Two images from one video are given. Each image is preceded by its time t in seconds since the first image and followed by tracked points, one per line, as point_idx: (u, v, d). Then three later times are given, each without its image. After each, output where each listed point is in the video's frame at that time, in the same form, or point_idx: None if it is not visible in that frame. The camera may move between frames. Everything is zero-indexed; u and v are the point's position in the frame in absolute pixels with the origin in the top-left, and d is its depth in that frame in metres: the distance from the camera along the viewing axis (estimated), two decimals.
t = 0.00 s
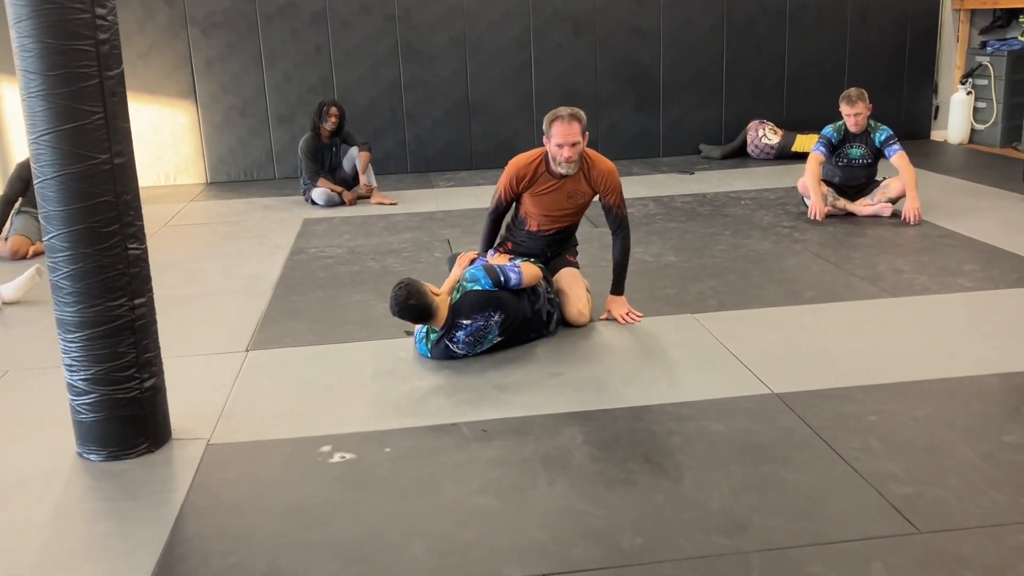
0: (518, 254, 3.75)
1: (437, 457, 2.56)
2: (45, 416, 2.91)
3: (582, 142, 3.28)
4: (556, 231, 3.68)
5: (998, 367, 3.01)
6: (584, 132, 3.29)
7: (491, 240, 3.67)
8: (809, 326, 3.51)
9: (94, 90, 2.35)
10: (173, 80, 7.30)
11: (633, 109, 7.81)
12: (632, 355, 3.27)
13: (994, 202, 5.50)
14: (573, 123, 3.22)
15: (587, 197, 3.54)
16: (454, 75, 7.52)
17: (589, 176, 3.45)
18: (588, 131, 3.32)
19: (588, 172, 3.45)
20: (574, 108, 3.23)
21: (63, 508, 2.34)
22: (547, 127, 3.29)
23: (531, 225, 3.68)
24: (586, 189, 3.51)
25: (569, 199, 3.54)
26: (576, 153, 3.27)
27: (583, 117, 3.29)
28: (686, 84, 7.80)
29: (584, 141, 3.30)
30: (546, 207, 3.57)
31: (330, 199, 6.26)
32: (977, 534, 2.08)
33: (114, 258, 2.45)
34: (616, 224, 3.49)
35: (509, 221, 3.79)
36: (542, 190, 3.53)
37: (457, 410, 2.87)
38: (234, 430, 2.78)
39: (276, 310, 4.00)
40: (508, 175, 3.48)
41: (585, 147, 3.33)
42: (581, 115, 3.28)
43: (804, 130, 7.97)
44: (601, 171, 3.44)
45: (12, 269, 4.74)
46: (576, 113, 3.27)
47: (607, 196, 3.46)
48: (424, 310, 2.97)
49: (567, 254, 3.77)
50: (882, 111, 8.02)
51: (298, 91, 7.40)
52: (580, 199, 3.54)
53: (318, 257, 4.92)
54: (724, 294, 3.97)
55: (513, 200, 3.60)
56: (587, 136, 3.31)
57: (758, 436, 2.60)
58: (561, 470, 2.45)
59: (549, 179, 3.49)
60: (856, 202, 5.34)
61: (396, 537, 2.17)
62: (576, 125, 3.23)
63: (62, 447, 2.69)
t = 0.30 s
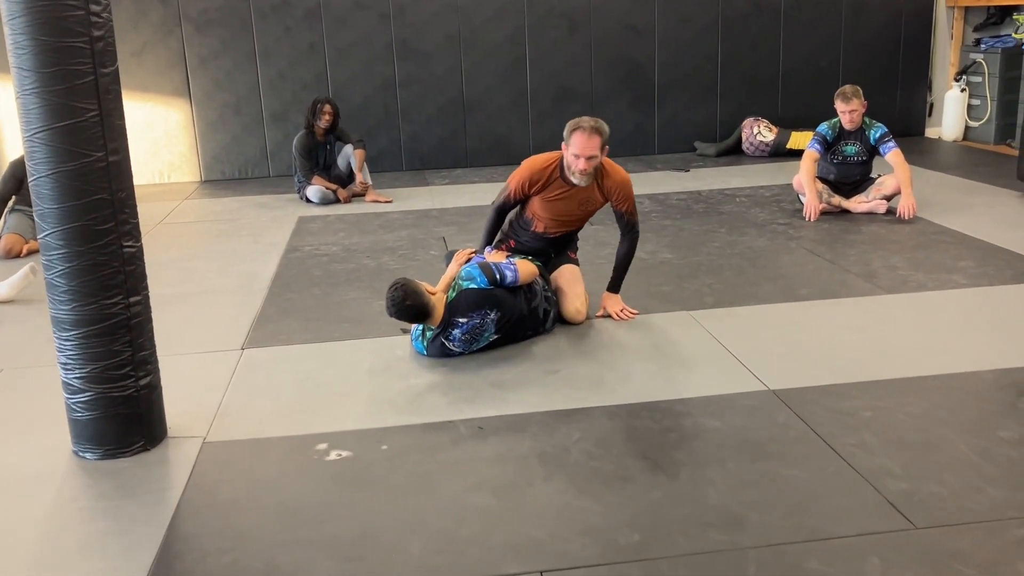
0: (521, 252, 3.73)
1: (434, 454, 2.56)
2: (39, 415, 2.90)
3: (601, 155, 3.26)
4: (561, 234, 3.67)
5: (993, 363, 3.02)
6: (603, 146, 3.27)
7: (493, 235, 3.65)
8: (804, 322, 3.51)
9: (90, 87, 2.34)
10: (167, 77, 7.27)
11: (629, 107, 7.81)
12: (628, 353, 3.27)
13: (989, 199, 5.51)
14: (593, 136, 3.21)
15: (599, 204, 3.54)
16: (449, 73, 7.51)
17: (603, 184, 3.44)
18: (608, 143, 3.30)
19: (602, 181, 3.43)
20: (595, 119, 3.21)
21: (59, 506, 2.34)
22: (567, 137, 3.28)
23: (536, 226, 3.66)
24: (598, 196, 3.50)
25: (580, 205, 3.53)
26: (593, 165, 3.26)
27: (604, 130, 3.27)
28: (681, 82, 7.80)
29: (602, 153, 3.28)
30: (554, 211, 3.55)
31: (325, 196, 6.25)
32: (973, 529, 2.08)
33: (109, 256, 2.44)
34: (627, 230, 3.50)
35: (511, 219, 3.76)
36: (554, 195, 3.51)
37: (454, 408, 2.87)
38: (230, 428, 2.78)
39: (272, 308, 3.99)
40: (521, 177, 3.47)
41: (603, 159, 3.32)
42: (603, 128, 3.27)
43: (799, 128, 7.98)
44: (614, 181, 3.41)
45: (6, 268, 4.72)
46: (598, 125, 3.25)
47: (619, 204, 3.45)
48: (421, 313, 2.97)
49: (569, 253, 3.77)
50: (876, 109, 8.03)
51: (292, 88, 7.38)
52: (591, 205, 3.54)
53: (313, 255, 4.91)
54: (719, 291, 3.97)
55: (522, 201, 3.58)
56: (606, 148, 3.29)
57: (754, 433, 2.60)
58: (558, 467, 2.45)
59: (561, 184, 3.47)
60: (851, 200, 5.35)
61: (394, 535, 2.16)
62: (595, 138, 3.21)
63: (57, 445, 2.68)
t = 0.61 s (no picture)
0: (528, 239, 3.72)
1: (432, 452, 2.56)
2: (35, 413, 2.90)
3: (627, 156, 3.24)
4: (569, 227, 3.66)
5: (989, 360, 3.03)
6: (631, 148, 3.24)
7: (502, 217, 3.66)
8: (800, 320, 3.52)
9: (86, 85, 2.34)
10: (162, 76, 7.26)
11: (624, 105, 7.81)
12: (625, 351, 3.27)
13: (983, 197, 5.53)
14: (623, 136, 3.17)
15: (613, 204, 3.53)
16: (444, 71, 7.51)
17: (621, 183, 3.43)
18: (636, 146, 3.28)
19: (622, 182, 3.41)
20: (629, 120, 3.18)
21: (57, 505, 2.33)
22: (597, 129, 3.24)
23: (545, 215, 3.63)
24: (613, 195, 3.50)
25: (593, 201, 3.52)
26: (615, 164, 3.24)
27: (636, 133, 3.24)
28: (676, 80, 7.81)
29: (628, 155, 3.25)
30: (566, 199, 3.53)
31: (321, 195, 6.23)
32: (970, 525, 2.09)
33: (106, 254, 2.44)
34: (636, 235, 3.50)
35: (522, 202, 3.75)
36: (570, 186, 3.49)
37: (452, 406, 2.87)
38: (227, 427, 2.78)
39: (268, 306, 3.99)
40: (540, 159, 3.46)
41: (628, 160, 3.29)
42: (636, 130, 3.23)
43: (794, 126, 8.00)
44: (634, 183, 3.40)
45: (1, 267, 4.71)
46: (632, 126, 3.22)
47: (633, 209, 3.44)
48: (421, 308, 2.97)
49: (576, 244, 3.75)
50: (871, 107, 8.05)
51: (287, 86, 7.36)
52: (604, 203, 3.52)
53: (309, 254, 4.90)
54: (716, 289, 3.97)
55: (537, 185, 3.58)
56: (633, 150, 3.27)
57: (751, 430, 2.61)
58: (555, 465, 2.46)
59: (579, 176, 3.46)
60: (846, 198, 5.36)
61: (391, 532, 2.17)
62: (625, 139, 3.18)
63: (55, 443, 2.68)
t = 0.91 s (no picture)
0: (539, 225, 3.73)
1: (434, 452, 2.56)
2: (34, 413, 2.89)
3: (607, 141, 3.14)
4: (579, 215, 3.64)
5: (988, 359, 3.04)
6: (616, 133, 3.13)
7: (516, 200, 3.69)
8: (799, 319, 3.52)
9: (86, 84, 2.33)
10: (158, 75, 7.23)
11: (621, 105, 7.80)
12: (625, 350, 3.27)
13: (979, 197, 5.54)
14: (600, 120, 3.07)
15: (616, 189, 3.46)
16: (441, 70, 7.49)
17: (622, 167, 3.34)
18: (625, 131, 3.15)
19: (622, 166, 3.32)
20: (611, 103, 3.06)
21: (57, 506, 2.32)
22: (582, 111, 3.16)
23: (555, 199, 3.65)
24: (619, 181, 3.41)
25: (598, 185, 3.46)
26: (595, 148, 3.16)
27: (623, 117, 3.12)
28: (673, 80, 7.82)
29: (612, 140, 3.15)
30: (570, 181, 3.53)
31: (318, 194, 6.21)
32: (972, 524, 2.10)
33: (106, 254, 2.43)
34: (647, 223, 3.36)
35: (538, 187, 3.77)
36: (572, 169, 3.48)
37: (452, 406, 2.86)
38: (227, 427, 2.77)
39: (267, 307, 3.98)
40: (538, 142, 3.47)
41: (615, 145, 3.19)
42: (622, 114, 3.11)
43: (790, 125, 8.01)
44: (633, 168, 3.29)
45: None
46: (618, 109, 3.10)
47: (637, 196, 3.32)
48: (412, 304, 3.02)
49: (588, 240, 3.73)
50: (867, 106, 8.07)
51: (284, 86, 7.35)
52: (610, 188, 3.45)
53: (307, 253, 4.89)
54: (715, 288, 3.98)
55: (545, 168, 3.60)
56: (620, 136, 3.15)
57: (752, 429, 2.61)
58: (557, 464, 2.45)
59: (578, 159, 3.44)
60: (844, 197, 5.37)
61: (394, 532, 2.16)
62: (603, 124, 3.08)
63: (54, 444, 2.67)
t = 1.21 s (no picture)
0: (549, 216, 3.66)
1: (437, 453, 2.57)
2: (37, 415, 2.90)
3: (577, 150, 3.07)
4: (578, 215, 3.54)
5: (987, 359, 3.05)
6: (584, 144, 3.06)
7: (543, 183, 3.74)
8: (799, 320, 3.54)
9: (91, 87, 2.34)
10: (157, 77, 7.24)
11: (619, 106, 7.82)
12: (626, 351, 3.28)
13: (977, 198, 5.56)
14: (569, 128, 3.03)
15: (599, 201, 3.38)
16: (440, 72, 7.51)
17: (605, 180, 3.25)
18: (599, 143, 3.07)
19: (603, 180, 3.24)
20: (580, 111, 3.01)
21: (62, 507, 2.33)
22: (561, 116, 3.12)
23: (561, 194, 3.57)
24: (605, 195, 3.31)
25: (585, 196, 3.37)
26: (566, 156, 3.10)
27: (595, 129, 3.05)
28: (672, 81, 7.84)
29: (582, 150, 3.07)
30: (560, 182, 3.47)
31: (318, 196, 6.22)
32: (973, 524, 2.11)
33: (110, 256, 2.44)
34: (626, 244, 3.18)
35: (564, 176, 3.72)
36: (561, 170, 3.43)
37: (455, 406, 2.88)
38: (230, 428, 2.78)
39: (268, 308, 3.99)
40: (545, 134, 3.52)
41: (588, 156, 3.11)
42: (593, 124, 3.04)
43: (788, 127, 8.03)
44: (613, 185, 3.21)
45: None
46: (589, 117, 3.04)
47: (615, 213, 3.20)
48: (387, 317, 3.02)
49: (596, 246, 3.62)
50: (865, 108, 8.10)
51: (283, 87, 7.36)
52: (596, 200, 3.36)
53: (308, 255, 4.90)
54: (714, 289, 3.99)
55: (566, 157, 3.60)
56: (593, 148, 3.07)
57: (754, 429, 2.63)
58: (560, 465, 2.46)
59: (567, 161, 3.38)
60: (842, 198, 5.39)
61: (399, 533, 2.17)
62: (571, 132, 3.03)
63: (58, 445, 2.68)
